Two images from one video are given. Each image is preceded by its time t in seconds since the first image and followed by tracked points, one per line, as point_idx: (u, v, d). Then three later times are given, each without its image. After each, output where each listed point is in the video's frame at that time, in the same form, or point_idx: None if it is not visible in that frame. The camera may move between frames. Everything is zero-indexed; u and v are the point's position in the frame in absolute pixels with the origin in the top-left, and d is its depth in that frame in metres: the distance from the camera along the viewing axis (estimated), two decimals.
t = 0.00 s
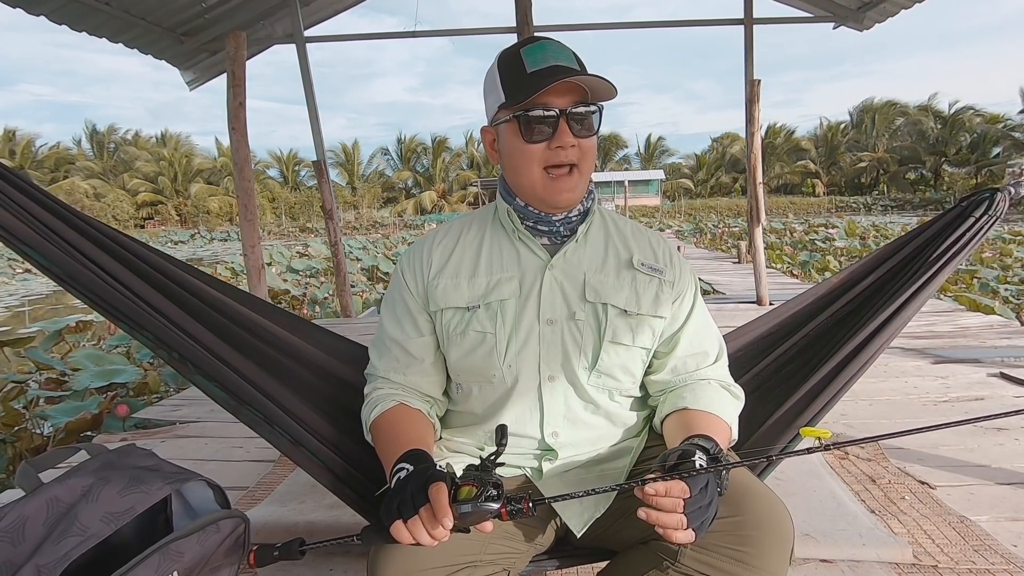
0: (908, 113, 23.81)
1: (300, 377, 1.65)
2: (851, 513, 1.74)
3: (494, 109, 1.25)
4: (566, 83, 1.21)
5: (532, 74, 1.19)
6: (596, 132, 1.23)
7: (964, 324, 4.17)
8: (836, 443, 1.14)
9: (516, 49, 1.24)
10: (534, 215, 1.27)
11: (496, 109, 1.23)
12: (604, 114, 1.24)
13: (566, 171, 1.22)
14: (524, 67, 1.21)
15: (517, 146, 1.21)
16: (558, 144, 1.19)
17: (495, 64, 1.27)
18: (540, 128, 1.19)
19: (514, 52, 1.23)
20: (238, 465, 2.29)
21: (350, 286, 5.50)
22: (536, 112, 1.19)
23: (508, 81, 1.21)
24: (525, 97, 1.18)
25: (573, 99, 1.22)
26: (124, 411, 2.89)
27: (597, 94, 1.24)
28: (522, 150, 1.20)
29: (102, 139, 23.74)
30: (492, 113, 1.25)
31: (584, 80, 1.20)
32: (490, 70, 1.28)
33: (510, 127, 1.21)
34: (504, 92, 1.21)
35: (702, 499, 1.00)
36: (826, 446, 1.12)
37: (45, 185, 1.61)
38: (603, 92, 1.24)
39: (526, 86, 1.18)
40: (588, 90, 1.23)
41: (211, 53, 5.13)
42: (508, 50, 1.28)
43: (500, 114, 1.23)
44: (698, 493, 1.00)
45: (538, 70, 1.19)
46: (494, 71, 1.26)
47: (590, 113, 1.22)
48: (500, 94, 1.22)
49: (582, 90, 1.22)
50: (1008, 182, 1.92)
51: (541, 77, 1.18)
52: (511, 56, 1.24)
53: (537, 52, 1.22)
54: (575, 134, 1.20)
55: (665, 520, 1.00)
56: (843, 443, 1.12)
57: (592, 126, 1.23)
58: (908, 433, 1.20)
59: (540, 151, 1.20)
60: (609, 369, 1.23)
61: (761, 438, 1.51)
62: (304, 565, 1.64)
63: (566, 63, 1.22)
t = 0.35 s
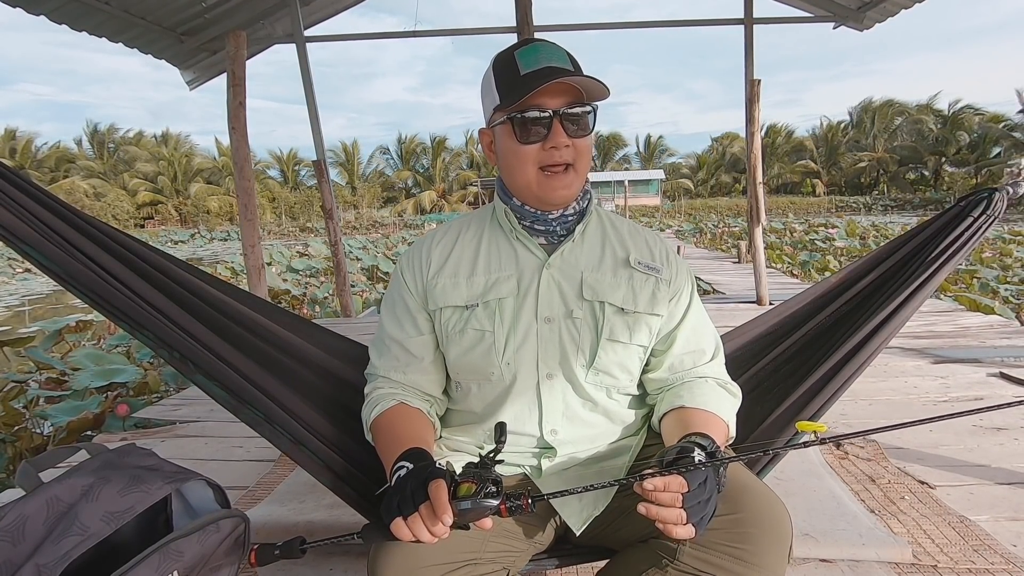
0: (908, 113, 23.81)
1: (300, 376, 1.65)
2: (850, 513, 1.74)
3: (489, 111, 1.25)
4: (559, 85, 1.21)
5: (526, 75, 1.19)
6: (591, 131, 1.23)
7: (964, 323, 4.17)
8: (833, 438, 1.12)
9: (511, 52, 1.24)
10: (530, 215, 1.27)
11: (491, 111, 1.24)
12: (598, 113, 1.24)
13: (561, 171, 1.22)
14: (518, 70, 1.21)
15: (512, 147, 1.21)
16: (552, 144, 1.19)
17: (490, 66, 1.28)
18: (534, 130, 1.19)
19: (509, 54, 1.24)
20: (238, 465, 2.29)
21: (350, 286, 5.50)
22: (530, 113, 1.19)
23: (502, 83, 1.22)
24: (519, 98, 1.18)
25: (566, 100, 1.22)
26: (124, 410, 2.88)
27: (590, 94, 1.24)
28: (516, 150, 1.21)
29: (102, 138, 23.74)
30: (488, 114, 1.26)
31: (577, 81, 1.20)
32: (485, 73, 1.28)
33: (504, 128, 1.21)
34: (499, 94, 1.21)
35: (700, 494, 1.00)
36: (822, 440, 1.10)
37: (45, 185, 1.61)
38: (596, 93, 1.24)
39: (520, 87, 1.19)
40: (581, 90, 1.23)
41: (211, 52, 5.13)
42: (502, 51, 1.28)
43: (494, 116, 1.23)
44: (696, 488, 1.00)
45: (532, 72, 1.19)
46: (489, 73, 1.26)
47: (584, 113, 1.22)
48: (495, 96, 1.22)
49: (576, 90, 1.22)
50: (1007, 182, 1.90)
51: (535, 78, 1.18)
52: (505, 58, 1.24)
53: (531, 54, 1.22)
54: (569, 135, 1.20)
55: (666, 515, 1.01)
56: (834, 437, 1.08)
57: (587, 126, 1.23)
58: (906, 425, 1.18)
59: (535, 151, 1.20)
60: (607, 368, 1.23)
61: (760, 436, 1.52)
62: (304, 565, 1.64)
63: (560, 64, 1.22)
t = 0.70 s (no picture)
0: (909, 113, 23.82)
1: (300, 376, 1.65)
2: (851, 514, 1.74)
3: (475, 116, 1.26)
4: (541, 84, 1.21)
5: (506, 78, 1.20)
6: (577, 127, 1.22)
7: (965, 324, 4.17)
8: (831, 434, 1.13)
9: (491, 57, 1.25)
10: (525, 214, 1.28)
11: (477, 117, 1.24)
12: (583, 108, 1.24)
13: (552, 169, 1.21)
14: (499, 74, 1.21)
15: (501, 150, 1.21)
16: (540, 144, 1.19)
17: (471, 72, 1.28)
18: (520, 131, 1.19)
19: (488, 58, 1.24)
20: (239, 465, 2.29)
21: (351, 286, 5.50)
22: (515, 115, 1.18)
23: (484, 88, 1.22)
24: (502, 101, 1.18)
25: (550, 97, 1.22)
26: (125, 411, 2.88)
27: (573, 88, 1.23)
28: (505, 153, 1.21)
29: (102, 139, 23.77)
30: (475, 120, 1.26)
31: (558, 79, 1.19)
32: (470, 82, 1.29)
33: (491, 132, 1.22)
34: (483, 100, 1.22)
35: (722, 437, 1.08)
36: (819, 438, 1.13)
37: (45, 185, 1.61)
38: (578, 86, 1.23)
39: (502, 90, 1.19)
40: (564, 86, 1.23)
41: (212, 53, 5.14)
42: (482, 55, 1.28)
43: (480, 121, 1.24)
44: (716, 434, 1.08)
45: (512, 74, 1.19)
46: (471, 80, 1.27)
47: (569, 108, 1.21)
48: (480, 102, 1.23)
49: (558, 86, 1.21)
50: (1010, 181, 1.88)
51: (516, 81, 1.18)
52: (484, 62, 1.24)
53: (511, 56, 1.22)
54: (555, 133, 1.19)
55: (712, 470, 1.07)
56: (837, 434, 1.12)
57: (574, 120, 1.22)
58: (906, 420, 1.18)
59: (523, 153, 1.20)
60: (604, 369, 1.23)
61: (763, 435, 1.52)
62: (305, 565, 1.65)
63: (539, 62, 1.21)
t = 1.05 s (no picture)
0: (909, 114, 23.83)
1: (299, 379, 1.65)
2: (852, 515, 1.74)
3: (471, 121, 1.26)
4: (539, 88, 1.21)
5: (502, 83, 1.20)
6: (576, 131, 1.21)
7: (965, 325, 4.17)
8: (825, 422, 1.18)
9: (486, 58, 1.25)
10: (521, 221, 1.27)
11: (473, 122, 1.24)
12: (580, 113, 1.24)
13: (550, 174, 1.21)
14: (494, 77, 1.22)
15: (498, 156, 1.21)
16: (537, 150, 1.19)
17: (466, 75, 1.28)
18: (516, 137, 1.19)
19: (484, 62, 1.24)
20: (239, 466, 2.29)
21: (351, 287, 5.51)
22: (512, 120, 1.18)
23: (481, 94, 1.22)
24: (499, 107, 1.18)
25: (547, 101, 1.21)
26: (125, 411, 2.88)
27: (569, 92, 1.24)
28: (503, 159, 1.21)
29: (103, 140, 23.81)
30: (470, 125, 1.26)
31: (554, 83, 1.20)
32: (463, 81, 1.29)
33: (488, 138, 1.21)
34: (479, 104, 1.22)
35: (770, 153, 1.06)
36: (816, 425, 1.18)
37: (46, 189, 1.61)
38: (576, 89, 1.23)
39: (499, 95, 1.19)
40: (560, 88, 1.23)
41: (212, 54, 5.15)
42: (476, 58, 1.28)
43: (477, 126, 1.24)
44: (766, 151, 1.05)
45: (508, 78, 1.20)
46: (466, 84, 1.27)
47: (567, 113, 1.20)
48: (476, 106, 1.23)
49: (555, 91, 1.22)
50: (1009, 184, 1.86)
51: (513, 85, 1.18)
52: (480, 66, 1.24)
53: (506, 59, 1.22)
54: (553, 139, 1.19)
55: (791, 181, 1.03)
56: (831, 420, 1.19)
57: (572, 125, 1.21)
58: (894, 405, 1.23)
59: (521, 159, 1.20)
60: (608, 367, 1.22)
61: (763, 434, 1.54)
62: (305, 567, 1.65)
63: (536, 66, 1.21)
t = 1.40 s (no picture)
0: (909, 115, 23.83)
1: (299, 379, 1.66)
2: (852, 516, 1.74)
3: (465, 127, 1.26)
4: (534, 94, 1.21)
5: (497, 90, 1.20)
6: (572, 136, 1.21)
7: (965, 325, 4.17)
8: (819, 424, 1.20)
9: (480, 64, 1.25)
10: (517, 222, 1.28)
11: (468, 128, 1.24)
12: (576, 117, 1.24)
13: (545, 180, 1.21)
14: (489, 83, 1.22)
15: (493, 162, 1.21)
16: (533, 157, 1.19)
17: (460, 81, 1.28)
18: (512, 143, 1.19)
19: (479, 67, 1.24)
20: (239, 467, 2.29)
21: (351, 287, 5.51)
22: (508, 126, 1.18)
23: (475, 99, 1.22)
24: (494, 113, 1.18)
25: (542, 108, 1.21)
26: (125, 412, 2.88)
27: (565, 97, 1.24)
28: (498, 165, 1.21)
29: (103, 141, 23.83)
30: (464, 130, 1.26)
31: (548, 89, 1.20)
32: (457, 85, 1.29)
33: (483, 145, 1.22)
34: (474, 110, 1.22)
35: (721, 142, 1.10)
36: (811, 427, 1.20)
37: (47, 190, 1.61)
38: (570, 95, 1.24)
39: (494, 102, 1.19)
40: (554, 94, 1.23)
41: (212, 55, 5.15)
42: (470, 62, 1.28)
43: (471, 132, 1.24)
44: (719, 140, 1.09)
45: (503, 85, 1.20)
46: (461, 88, 1.27)
47: (563, 117, 1.20)
48: (471, 112, 1.23)
49: (550, 97, 1.22)
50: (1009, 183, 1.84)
51: (508, 92, 1.18)
52: (475, 71, 1.24)
53: (500, 65, 1.22)
54: (549, 144, 1.19)
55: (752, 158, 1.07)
56: (826, 423, 1.22)
57: (568, 130, 1.21)
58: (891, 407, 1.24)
59: (517, 166, 1.20)
60: (606, 364, 1.22)
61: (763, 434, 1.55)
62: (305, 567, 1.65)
63: (531, 71, 1.21)
